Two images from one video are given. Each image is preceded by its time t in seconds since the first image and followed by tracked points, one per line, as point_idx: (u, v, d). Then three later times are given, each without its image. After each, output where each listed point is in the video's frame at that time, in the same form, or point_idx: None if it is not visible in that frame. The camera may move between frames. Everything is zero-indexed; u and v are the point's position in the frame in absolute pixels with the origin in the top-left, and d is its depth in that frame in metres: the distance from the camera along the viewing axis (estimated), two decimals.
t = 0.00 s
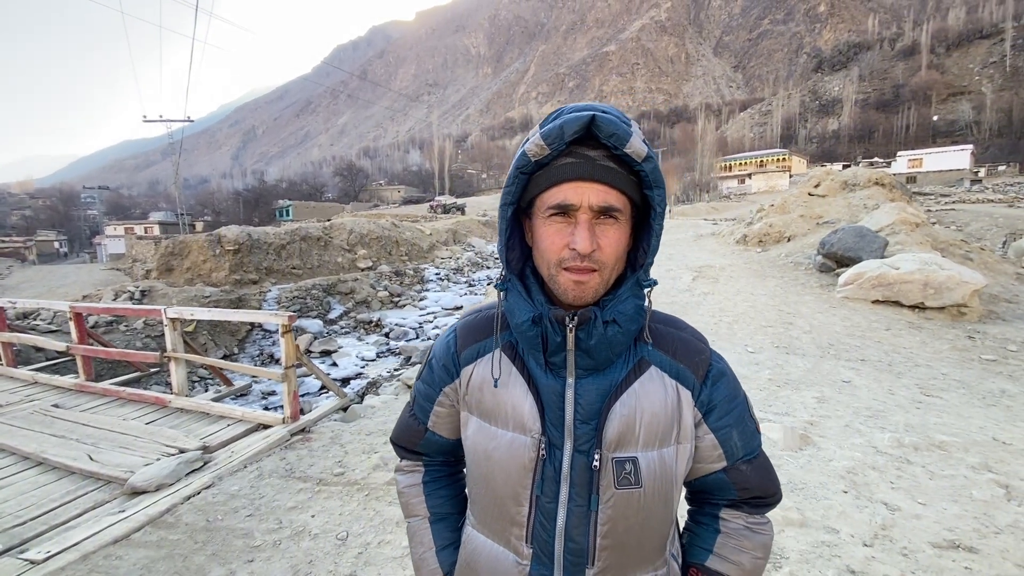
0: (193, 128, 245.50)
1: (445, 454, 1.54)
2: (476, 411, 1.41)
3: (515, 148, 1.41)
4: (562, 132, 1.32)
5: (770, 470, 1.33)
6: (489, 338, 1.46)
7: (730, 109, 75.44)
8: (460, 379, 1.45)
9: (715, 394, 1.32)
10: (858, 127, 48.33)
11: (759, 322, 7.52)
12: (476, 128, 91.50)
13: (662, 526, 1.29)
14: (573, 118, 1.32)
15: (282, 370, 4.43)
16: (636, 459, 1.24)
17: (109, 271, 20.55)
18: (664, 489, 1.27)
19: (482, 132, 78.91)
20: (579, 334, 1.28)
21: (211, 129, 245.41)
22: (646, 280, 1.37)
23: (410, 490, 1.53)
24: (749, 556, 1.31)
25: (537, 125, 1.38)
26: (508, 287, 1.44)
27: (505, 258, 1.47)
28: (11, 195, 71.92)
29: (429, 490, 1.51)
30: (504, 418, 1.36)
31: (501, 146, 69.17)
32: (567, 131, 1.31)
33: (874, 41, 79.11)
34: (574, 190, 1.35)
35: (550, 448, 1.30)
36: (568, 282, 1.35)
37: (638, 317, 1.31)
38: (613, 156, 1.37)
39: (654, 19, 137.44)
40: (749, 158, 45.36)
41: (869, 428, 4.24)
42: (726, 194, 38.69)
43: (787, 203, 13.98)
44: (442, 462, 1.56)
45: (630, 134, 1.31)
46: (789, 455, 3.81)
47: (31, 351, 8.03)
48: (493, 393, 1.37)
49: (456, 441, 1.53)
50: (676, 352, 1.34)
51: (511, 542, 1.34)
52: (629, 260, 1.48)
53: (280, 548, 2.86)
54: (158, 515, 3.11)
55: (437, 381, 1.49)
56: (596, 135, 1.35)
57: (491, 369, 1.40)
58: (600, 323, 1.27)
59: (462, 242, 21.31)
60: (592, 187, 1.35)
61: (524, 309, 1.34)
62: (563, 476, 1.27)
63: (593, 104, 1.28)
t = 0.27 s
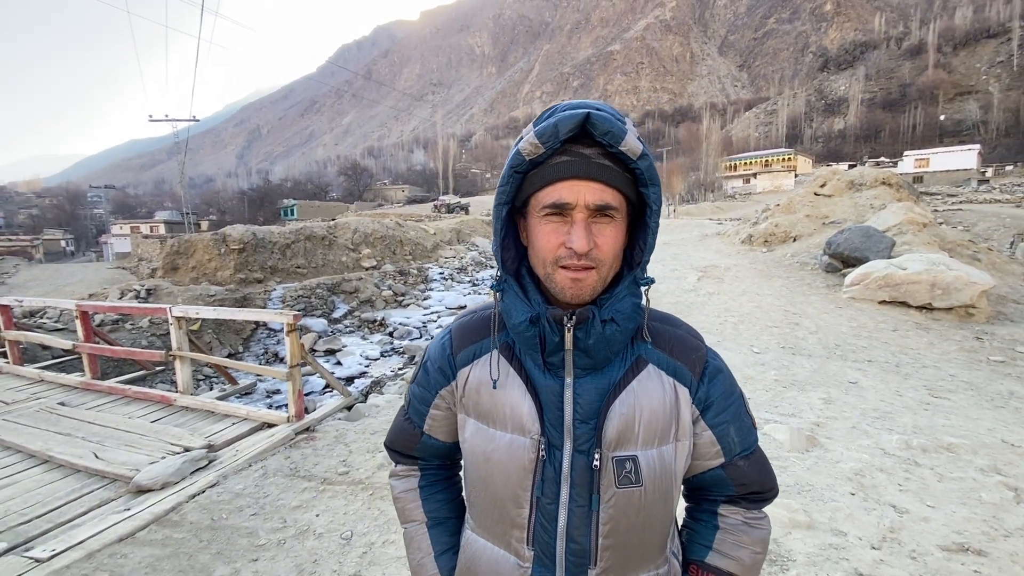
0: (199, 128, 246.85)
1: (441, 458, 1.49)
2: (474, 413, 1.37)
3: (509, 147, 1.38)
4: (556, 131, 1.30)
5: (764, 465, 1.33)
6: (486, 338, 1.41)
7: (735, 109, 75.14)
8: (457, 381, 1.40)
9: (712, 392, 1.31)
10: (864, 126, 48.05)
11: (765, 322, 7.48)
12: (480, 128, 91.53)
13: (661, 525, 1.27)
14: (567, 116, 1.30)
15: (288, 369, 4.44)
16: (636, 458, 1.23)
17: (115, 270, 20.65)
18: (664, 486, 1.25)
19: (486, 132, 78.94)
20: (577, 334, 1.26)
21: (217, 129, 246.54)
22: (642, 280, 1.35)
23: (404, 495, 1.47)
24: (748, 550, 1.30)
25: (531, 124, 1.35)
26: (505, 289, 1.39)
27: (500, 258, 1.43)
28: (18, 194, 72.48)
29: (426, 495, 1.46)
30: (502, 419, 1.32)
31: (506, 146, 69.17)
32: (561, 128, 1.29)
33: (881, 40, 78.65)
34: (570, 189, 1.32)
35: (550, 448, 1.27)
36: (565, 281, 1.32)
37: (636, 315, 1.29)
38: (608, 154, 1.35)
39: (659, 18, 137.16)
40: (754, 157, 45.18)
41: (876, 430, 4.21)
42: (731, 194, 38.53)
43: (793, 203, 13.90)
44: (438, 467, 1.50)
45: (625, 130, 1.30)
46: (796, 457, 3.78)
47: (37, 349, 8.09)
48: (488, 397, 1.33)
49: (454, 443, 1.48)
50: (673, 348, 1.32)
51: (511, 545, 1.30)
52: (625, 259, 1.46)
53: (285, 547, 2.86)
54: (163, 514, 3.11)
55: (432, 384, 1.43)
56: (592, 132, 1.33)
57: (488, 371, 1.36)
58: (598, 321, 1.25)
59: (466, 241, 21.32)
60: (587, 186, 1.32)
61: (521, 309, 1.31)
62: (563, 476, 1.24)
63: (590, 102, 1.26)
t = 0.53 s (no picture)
0: (206, 129, 248.26)
1: (443, 458, 1.47)
2: (476, 413, 1.35)
3: (482, 163, 1.38)
4: (522, 147, 1.28)
5: (766, 461, 1.31)
6: (489, 338, 1.39)
7: (742, 108, 74.71)
8: (460, 380, 1.38)
9: (714, 388, 1.30)
10: (872, 125, 47.66)
11: (772, 323, 7.43)
12: (485, 127, 91.50)
13: (667, 519, 1.26)
14: (532, 130, 1.28)
15: (294, 369, 4.44)
16: (640, 454, 1.21)
17: (123, 270, 20.80)
18: (668, 482, 1.24)
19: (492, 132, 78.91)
20: (581, 333, 1.25)
21: (223, 130, 247.94)
22: (645, 277, 1.34)
23: (406, 497, 1.44)
24: (748, 547, 1.28)
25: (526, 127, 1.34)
26: (505, 294, 1.38)
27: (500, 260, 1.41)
28: (27, 194, 73.13)
29: (428, 496, 1.43)
30: (507, 418, 1.30)
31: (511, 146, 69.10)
32: (527, 143, 1.27)
33: (889, 38, 77.98)
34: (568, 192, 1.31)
35: (554, 446, 1.25)
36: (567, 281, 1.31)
37: (641, 314, 1.27)
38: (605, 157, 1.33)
39: (665, 17, 136.67)
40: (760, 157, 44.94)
41: (886, 431, 4.16)
42: (737, 194, 38.33)
43: (800, 203, 13.80)
44: (440, 467, 1.48)
45: (594, 137, 1.27)
46: (805, 458, 3.74)
47: (46, 348, 8.16)
48: (492, 399, 1.32)
49: (457, 444, 1.46)
50: (675, 346, 1.31)
51: (515, 543, 1.28)
52: (625, 260, 1.44)
53: (291, 546, 2.86)
54: (169, 512, 3.12)
55: (435, 383, 1.41)
56: (559, 145, 1.30)
57: (492, 370, 1.34)
58: (603, 321, 1.23)
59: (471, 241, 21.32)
60: (585, 190, 1.31)
61: (524, 311, 1.30)
62: (568, 474, 1.22)
63: (550, 118, 1.24)
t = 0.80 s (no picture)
0: (213, 129, 249.74)
1: (446, 460, 1.45)
2: (477, 412, 1.34)
3: (487, 160, 1.36)
4: (528, 147, 1.27)
5: (766, 456, 1.30)
6: (490, 338, 1.38)
7: (748, 107, 74.29)
8: (460, 382, 1.37)
9: (712, 384, 1.29)
10: (879, 124, 47.31)
11: (778, 323, 7.38)
12: (490, 127, 91.52)
13: (668, 515, 1.26)
14: (539, 130, 1.26)
15: (299, 368, 4.46)
16: (641, 451, 1.20)
17: (131, 270, 20.96)
18: (669, 478, 1.23)
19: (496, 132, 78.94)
20: (580, 332, 1.24)
21: (230, 130, 249.77)
22: (643, 278, 1.33)
23: (411, 498, 1.43)
24: (752, 541, 1.27)
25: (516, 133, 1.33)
26: (504, 295, 1.37)
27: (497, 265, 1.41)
28: (37, 195, 73.95)
29: (431, 499, 1.42)
30: (507, 417, 1.29)
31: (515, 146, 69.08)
32: (535, 142, 1.26)
33: (897, 36, 77.34)
34: (564, 199, 1.29)
35: (556, 445, 1.23)
36: (565, 286, 1.30)
37: (637, 312, 1.27)
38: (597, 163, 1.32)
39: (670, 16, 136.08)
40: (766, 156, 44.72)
41: (894, 433, 4.13)
42: (743, 193, 38.15)
43: (806, 202, 13.73)
44: (443, 468, 1.47)
45: (599, 139, 1.26)
46: (812, 460, 3.72)
47: (55, 348, 8.25)
48: (491, 396, 1.31)
49: (459, 444, 1.45)
50: (673, 344, 1.30)
51: (519, 542, 1.26)
52: (622, 261, 1.44)
53: (296, 545, 2.87)
54: (176, 511, 3.13)
55: (436, 385, 1.40)
56: (565, 145, 1.29)
57: (492, 370, 1.33)
58: (601, 320, 1.23)
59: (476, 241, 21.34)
60: (577, 197, 1.29)
61: (523, 311, 1.29)
62: (569, 471, 1.21)
63: (557, 116, 1.23)
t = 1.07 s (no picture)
0: (217, 130, 250.84)
1: (450, 462, 1.45)
2: (481, 415, 1.33)
3: (500, 153, 1.35)
4: (545, 140, 1.26)
5: (766, 452, 1.30)
6: (493, 340, 1.37)
7: (752, 107, 74.07)
8: (463, 385, 1.36)
9: (714, 382, 1.29)
10: (885, 123, 47.08)
11: (783, 323, 7.35)
12: (494, 128, 91.57)
13: (671, 514, 1.26)
14: (556, 124, 1.26)
15: (304, 368, 4.47)
16: (645, 449, 1.20)
17: (137, 270, 21.09)
18: (674, 478, 1.23)
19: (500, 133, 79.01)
20: (584, 331, 1.24)
21: (234, 131, 250.93)
22: (645, 277, 1.33)
23: (416, 503, 1.42)
24: (755, 536, 1.26)
25: (520, 130, 1.32)
26: (509, 292, 1.35)
27: (500, 263, 1.40)
28: (44, 196, 74.58)
29: (436, 500, 1.41)
30: (511, 419, 1.28)
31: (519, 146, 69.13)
32: (550, 137, 1.26)
33: (902, 34, 76.88)
34: (566, 196, 1.28)
35: (561, 445, 1.22)
36: (567, 285, 1.30)
37: (640, 312, 1.27)
38: (600, 159, 1.31)
39: (674, 16, 135.80)
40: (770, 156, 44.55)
41: (900, 434, 4.10)
42: (747, 193, 38.02)
43: (812, 202, 13.66)
44: (448, 471, 1.46)
45: (609, 136, 1.26)
46: (817, 461, 3.70)
47: (62, 348, 8.31)
48: (494, 397, 1.30)
49: (464, 447, 1.44)
50: (675, 342, 1.30)
51: (525, 543, 1.26)
52: (622, 260, 1.44)
53: (301, 545, 2.88)
54: (181, 511, 3.15)
55: (439, 388, 1.40)
56: (580, 139, 1.29)
57: (496, 372, 1.32)
58: (605, 320, 1.22)
59: (479, 241, 21.37)
60: (580, 194, 1.29)
61: (527, 311, 1.28)
62: (574, 472, 1.20)
63: (574, 109, 1.22)
